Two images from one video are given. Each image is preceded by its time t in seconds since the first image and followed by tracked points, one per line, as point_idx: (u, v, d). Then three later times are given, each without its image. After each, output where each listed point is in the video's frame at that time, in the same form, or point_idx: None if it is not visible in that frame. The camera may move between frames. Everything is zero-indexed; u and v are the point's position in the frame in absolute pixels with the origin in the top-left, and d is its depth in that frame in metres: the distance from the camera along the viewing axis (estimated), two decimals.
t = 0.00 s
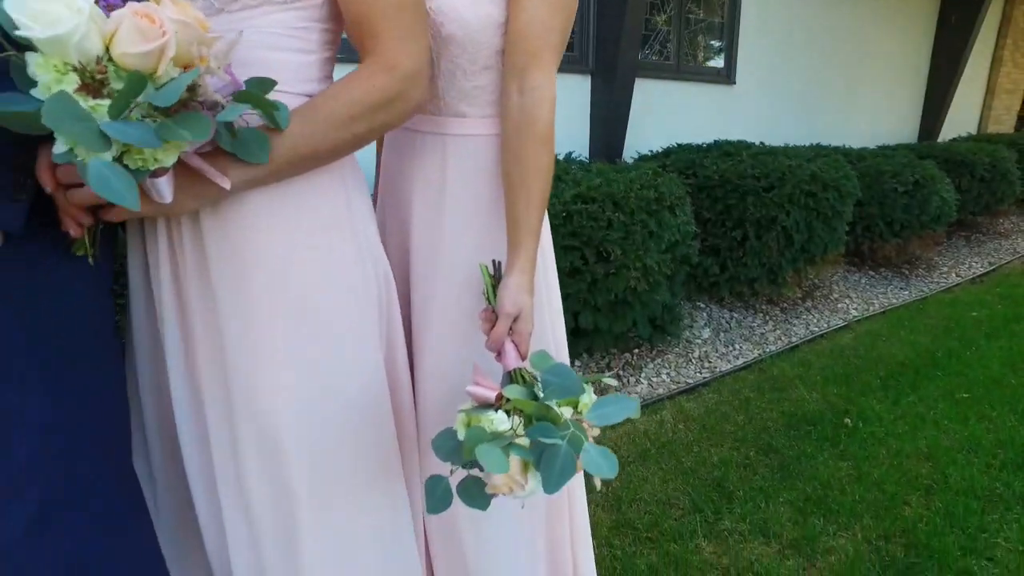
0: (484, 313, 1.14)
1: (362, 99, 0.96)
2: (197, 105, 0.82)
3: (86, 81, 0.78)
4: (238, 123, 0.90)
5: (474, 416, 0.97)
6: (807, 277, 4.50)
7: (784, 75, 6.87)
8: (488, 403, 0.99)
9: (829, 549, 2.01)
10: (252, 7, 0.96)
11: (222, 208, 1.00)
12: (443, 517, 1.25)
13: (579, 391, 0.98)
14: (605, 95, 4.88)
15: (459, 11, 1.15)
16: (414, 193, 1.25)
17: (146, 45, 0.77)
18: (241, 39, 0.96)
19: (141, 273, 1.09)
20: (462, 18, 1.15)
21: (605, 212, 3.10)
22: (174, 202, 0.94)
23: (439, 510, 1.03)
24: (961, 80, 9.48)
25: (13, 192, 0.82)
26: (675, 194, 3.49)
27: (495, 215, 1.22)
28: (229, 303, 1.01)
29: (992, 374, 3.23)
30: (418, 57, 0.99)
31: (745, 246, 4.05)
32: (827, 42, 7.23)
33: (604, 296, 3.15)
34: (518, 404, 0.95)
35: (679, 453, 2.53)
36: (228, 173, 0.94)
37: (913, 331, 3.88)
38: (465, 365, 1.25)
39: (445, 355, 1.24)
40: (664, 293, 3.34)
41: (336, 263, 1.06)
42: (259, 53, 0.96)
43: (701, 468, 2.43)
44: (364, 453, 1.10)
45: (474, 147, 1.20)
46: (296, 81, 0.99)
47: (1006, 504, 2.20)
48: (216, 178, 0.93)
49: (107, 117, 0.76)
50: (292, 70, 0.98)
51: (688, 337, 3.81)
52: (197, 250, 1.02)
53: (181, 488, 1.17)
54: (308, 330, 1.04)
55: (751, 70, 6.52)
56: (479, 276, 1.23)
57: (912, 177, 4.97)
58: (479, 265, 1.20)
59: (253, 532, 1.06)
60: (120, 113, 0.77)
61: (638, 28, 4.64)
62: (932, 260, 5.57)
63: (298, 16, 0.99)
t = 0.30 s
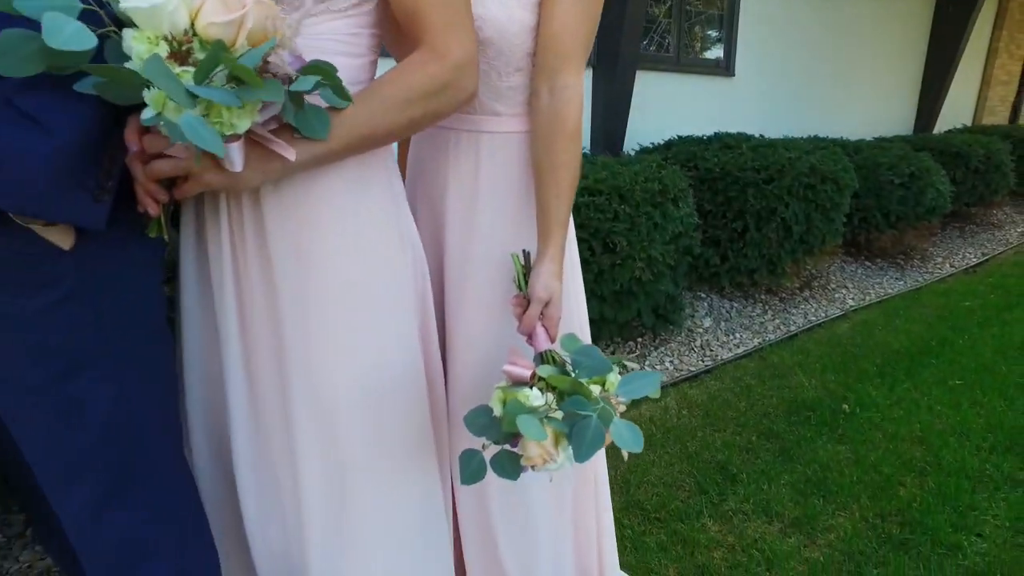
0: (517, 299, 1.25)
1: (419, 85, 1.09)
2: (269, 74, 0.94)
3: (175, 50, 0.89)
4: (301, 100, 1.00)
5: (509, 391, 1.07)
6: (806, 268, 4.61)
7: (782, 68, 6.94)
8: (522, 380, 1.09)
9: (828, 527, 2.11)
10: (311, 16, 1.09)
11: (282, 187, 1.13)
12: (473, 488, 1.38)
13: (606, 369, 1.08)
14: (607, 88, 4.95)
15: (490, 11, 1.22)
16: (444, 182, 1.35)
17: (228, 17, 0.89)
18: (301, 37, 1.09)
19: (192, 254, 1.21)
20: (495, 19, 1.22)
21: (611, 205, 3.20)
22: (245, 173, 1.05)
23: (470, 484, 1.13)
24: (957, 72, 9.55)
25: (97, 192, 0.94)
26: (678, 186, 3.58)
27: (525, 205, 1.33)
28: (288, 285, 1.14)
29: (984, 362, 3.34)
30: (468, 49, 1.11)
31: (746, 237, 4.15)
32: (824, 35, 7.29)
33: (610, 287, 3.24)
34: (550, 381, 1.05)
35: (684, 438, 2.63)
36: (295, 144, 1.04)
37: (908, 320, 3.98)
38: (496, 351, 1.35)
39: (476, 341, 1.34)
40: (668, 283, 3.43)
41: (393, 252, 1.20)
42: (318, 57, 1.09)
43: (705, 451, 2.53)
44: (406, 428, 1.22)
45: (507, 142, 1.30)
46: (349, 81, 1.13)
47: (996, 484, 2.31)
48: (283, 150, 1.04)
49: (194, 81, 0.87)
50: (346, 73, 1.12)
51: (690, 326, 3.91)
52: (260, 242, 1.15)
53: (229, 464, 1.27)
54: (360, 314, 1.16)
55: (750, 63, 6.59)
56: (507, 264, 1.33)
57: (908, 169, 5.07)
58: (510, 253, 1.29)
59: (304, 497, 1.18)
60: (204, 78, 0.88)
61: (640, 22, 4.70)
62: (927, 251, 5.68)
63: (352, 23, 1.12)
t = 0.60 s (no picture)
0: (550, 307, 1.46)
1: (465, 120, 1.24)
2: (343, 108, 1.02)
3: (265, 88, 0.95)
4: (367, 128, 1.09)
5: (549, 388, 1.37)
6: (799, 269, 4.78)
7: (775, 73, 7.11)
8: (561, 378, 1.38)
9: (822, 513, 2.27)
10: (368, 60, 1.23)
11: (336, 207, 1.27)
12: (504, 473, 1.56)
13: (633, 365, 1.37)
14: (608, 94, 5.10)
15: (528, 53, 1.37)
16: (478, 201, 1.51)
17: (312, 58, 0.96)
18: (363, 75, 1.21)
19: (259, 268, 1.35)
20: (532, 61, 1.38)
21: (615, 211, 3.35)
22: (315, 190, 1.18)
23: (512, 470, 1.38)
24: (945, 74, 9.78)
25: (193, 219, 1.05)
26: (678, 192, 3.74)
27: (553, 222, 1.50)
28: (341, 296, 1.29)
29: (968, 359, 3.52)
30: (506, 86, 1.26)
31: (743, 240, 4.32)
32: (816, 39, 7.48)
33: (615, 289, 3.39)
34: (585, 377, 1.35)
35: (687, 433, 2.79)
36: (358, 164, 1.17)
37: (897, 319, 4.17)
38: (528, 351, 1.53)
39: (508, 341, 1.52)
40: (669, 285, 3.60)
41: (435, 266, 1.36)
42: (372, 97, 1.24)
43: (706, 445, 2.69)
44: (442, 420, 1.39)
45: (537, 167, 1.46)
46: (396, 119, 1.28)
47: (977, 473, 2.48)
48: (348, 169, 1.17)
49: (282, 113, 0.94)
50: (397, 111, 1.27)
51: (689, 326, 4.08)
52: (319, 262, 1.31)
53: (285, 456, 1.42)
54: (403, 321, 1.32)
55: (745, 68, 6.76)
56: (538, 277, 1.51)
57: (897, 172, 5.27)
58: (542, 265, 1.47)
59: (352, 483, 1.35)
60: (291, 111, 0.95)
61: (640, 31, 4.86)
62: (916, 251, 5.86)
63: (404, 66, 1.27)
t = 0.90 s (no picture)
0: (575, 305, 1.58)
1: (503, 135, 1.31)
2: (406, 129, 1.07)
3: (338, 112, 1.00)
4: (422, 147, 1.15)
5: (578, 379, 1.50)
6: (796, 269, 4.91)
7: (770, 77, 7.26)
8: (587, 371, 1.51)
9: (825, 501, 2.38)
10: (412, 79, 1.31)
11: (388, 216, 1.34)
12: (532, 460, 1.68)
13: (654, 361, 1.52)
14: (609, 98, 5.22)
15: (563, 75, 1.47)
16: (512, 209, 1.61)
17: (381, 86, 1.01)
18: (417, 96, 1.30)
19: (310, 273, 1.42)
20: (567, 82, 1.48)
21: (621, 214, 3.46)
22: (374, 203, 1.27)
23: (539, 456, 1.51)
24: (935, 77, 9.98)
25: (265, 228, 1.14)
26: (681, 195, 3.86)
27: (579, 228, 1.61)
28: (387, 299, 1.38)
29: (960, 356, 3.65)
30: (537, 100, 1.33)
31: (742, 241, 4.45)
32: (810, 43, 7.63)
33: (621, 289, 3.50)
34: (611, 370, 1.48)
35: (694, 427, 2.90)
36: (409, 178, 1.25)
37: (891, 318, 4.30)
38: (558, 348, 1.64)
39: (538, 340, 1.63)
40: (672, 285, 3.72)
41: (476, 272, 1.45)
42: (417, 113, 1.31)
43: (712, 438, 2.80)
44: (475, 410, 1.51)
45: (567, 178, 1.57)
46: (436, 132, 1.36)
47: (970, 463, 2.61)
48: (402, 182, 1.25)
49: (355, 135, 0.99)
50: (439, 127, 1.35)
51: (691, 325, 4.20)
52: (368, 268, 1.39)
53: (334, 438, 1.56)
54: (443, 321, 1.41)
55: (740, 71, 6.90)
56: (566, 279, 1.61)
57: (889, 175, 5.43)
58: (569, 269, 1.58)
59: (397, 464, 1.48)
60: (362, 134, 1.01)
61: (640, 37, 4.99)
62: (908, 251, 6.01)
63: (446, 84, 1.35)
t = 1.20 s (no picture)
0: (602, 306, 1.69)
1: (544, 143, 1.41)
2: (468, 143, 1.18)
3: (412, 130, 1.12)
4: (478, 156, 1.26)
5: (606, 375, 1.62)
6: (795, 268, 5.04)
7: (766, 81, 7.41)
8: (615, 366, 1.63)
9: (830, 489, 2.51)
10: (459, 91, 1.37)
11: (438, 221, 1.45)
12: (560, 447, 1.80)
13: (674, 356, 1.64)
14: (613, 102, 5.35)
15: (590, 91, 1.60)
16: (539, 217, 1.71)
17: (449, 106, 1.12)
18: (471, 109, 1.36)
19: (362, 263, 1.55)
20: (595, 97, 1.60)
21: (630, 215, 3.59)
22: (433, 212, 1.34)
23: (571, 444, 1.63)
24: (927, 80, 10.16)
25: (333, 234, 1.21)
26: (686, 197, 3.98)
27: (606, 233, 1.70)
28: (436, 298, 1.49)
29: (955, 352, 3.79)
30: (574, 110, 1.43)
31: (744, 241, 4.58)
32: (806, 47, 7.78)
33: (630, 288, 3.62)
34: (637, 365, 1.61)
35: (702, 420, 3.02)
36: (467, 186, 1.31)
37: (888, 316, 4.44)
38: (585, 349, 1.74)
39: (566, 340, 1.72)
40: (678, 284, 3.85)
41: (514, 274, 1.56)
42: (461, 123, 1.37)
43: (720, 431, 2.93)
44: (510, 403, 1.63)
45: (591, 187, 1.66)
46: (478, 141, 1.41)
47: (966, 453, 2.73)
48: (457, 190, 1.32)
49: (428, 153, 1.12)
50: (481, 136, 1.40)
51: (695, 323, 4.32)
52: (417, 269, 1.49)
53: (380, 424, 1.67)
54: (482, 323, 1.52)
55: (739, 75, 7.05)
56: (592, 283, 1.70)
57: (885, 177, 5.59)
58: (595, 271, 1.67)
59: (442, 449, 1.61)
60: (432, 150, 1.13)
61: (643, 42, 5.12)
62: (904, 251, 6.16)
63: (487, 96, 1.41)
